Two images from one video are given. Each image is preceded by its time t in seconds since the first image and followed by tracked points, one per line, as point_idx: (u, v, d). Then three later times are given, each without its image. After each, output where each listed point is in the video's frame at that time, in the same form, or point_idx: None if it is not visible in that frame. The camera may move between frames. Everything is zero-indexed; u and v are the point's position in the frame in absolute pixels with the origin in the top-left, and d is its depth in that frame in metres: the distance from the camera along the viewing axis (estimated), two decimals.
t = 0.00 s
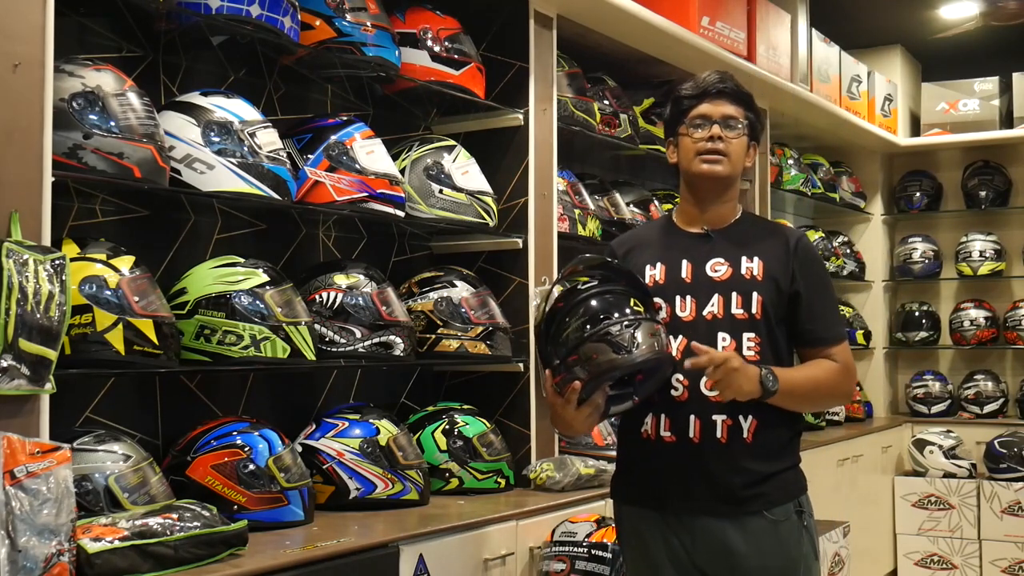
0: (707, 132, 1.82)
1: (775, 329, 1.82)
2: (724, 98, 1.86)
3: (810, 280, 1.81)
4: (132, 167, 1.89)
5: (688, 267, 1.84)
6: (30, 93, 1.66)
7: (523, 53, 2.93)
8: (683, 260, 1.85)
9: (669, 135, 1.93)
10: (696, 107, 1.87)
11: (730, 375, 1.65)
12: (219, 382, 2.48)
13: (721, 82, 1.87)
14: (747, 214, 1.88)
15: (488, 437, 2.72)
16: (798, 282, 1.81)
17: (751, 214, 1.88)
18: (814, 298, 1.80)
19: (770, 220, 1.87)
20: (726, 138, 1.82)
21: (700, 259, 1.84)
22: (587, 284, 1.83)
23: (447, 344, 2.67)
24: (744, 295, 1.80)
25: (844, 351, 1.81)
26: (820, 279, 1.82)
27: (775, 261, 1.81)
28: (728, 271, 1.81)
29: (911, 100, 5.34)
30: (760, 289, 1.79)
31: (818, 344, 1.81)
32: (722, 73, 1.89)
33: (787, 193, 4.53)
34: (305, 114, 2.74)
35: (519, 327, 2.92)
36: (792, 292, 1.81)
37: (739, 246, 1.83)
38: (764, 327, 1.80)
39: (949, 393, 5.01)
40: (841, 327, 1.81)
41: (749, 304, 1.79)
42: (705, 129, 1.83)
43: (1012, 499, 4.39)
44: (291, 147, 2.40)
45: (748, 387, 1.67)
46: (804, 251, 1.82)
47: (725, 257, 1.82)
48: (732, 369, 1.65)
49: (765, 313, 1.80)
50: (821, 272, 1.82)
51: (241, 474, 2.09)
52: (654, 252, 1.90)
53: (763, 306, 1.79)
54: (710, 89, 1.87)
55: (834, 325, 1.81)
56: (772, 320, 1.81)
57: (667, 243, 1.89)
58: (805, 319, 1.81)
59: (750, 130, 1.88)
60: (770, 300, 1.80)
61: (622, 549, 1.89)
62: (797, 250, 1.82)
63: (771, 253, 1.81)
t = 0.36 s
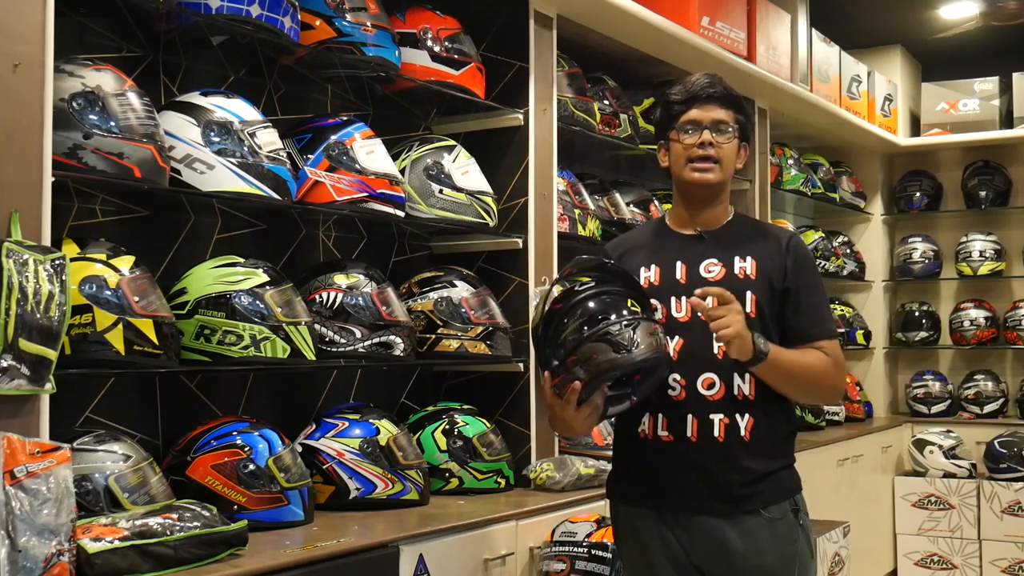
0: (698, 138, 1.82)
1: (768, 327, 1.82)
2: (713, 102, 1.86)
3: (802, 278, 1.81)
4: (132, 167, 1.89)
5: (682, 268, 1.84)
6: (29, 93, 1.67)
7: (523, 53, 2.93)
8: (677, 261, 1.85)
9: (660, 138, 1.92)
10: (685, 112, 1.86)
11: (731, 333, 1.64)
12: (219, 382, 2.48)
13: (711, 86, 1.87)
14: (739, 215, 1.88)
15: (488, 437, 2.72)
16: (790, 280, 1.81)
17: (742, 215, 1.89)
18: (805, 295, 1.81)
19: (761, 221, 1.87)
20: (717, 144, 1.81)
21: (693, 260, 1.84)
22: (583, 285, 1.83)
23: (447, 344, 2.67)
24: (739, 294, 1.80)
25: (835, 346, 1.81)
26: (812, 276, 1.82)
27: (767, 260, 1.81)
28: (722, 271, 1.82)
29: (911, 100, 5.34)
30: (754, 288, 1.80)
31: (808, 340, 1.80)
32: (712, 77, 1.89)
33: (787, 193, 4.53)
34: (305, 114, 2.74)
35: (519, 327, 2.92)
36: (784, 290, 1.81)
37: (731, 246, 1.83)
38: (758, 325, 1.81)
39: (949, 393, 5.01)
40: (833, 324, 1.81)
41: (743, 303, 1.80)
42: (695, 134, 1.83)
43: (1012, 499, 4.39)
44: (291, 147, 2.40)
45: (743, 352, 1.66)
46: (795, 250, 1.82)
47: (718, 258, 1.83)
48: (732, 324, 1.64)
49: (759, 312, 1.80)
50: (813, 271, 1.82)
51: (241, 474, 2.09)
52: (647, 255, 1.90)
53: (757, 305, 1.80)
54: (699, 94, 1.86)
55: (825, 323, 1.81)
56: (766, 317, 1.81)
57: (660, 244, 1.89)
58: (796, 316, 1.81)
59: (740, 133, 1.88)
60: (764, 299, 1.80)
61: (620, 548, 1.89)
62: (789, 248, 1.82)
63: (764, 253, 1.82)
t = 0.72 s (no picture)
0: (694, 140, 1.82)
1: (771, 328, 1.82)
2: (709, 104, 1.86)
3: (804, 279, 1.81)
4: (132, 167, 1.89)
5: (683, 269, 1.84)
6: (30, 93, 1.67)
7: (523, 53, 2.93)
8: (678, 262, 1.85)
9: (658, 140, 1.92)
10: (682, 115, 1.86)
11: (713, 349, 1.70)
12: (219, 382, 2.48)
13: (705, 88, 1.87)
14: (739, 215, 1.88)
15: (488, 437, 2.72)
16: (791, 280, 1.81)
17: (742, 215, 1.89)
18: (806, 295, 1.81)
19: (759, 221, 1.87)
20: (713, 146, 1.82)
21: (694, 260, 1.84)
22: (580, 290, 1.84)
23: (447, 344, 2.67)
24: (740, 295, 1.80)
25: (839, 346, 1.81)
26: (813, 276, 1.82)
27: (768, 261, 1.81)
28: (723, 272, 1.81)
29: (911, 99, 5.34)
30: (756, 288, 1.80)
31: (810, 339, 1.81)
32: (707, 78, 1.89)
33: (787, 193, 4.53)
34: (305, 114, 2.74)
35: (518, 327, 2.92)
36: (785, 290, 1.81)
37: (731, 247, 1.83)
38: (761, 327, 1.81)
39: (949, 393, 5.01)
40: (834, 323, 1.81)
41: (745, 304, 1.80)
42: (692, 136, 1.83)
43: (1012, 499, 4.39)
44: (291, 147, 2.40)
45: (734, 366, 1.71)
46: (796, 250, 1.82)
47: (719, 258, 1.82)
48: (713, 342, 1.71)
49: (761, 312, 1.80)
50: (814, 271, 1.82)
51: (241, 474, 2.09)
52: (647, 256, 1.89)
53: (758, 306, 1.79)
54: (695, 96, 1.87)
55: (826, 323, 1.81)
56: (768, 318, 1.81)
57: (660, 245, 1.88)
58: (798, 316, 1.81)
59: (737, 134, 1.88)
60: (765, 299, 1.80)
61: (621, 548, 1.89)
62: (790, 249, 1.83)
63: (764, 253, 1.82)
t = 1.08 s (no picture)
0: (698, 142, 1.81)
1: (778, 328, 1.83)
2: (714, 105, 1.84)
3: (811, 278, 1.80)
4: (132, 167, 1.89)
5: (690, 271, 1.85)
6: (29, 93, 1.66)
7: (523, 53, 2.93)
8: (685, 263, 1.85)
9: (664, 140, 1.92)
10: (687, 116, 1.86)
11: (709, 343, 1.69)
12: (219, 382, 2.48)
13: (709, 89, 1.85)
14: (745, 216, 1.88)
15: (488, 437, 2.72)
16: (798, 280, 1.81)
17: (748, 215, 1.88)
18: (813, 295, 1.80)
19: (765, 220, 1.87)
20: (717, 147, 1.81)
21: (701, 262, 1.84)
22: (593, 292, 1.84)
23: (447, 344, 2.67)
24: (746, 296, 1.80)
25: (846, 345, 1.80)
26: (820, 276, 1.81)
27: (774, 262, 1.81)
28: (729, 273, 1.81)
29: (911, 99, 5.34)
30: (761, 290, 1.80)
31: (816, 339, 1.80)
32: (710, 79, 1.87)
33: (787, 193, 4.53)
34: (305, 114, 2.74)
35: (518, 327, 2.92)
36: (792, 290, 1.81)
37: (738, 248, 1.83)
38: (766, 328, 1.81)
39: (949, 393, 5.01)
40: (841, 323, 1.80)
41: (751, 305, 1.80)
42: (696, 138, 1.82)
43: (1012, 499, 4.39)
44: (291, 147, 2.40)
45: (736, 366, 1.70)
46: (803, 250, 1.82)
47: (726, 259, 1.82)
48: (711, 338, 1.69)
49: (767, 313, 1.81)
50: (821, 271, 1.81)
51: (241, 474, 2.09)
52: (654, 257, 1.90)
53: (764, 308, 1.80)
54: (699, 97, 1.85)
55: (833, 322, 1.80)
56: (775, 318, 1.81)
57: (667, 246, 1.89)
58: (805, 316, 1.81)
59: (742, 134, 1.86)
60: (771, 300, 1.80)
61: (628, 547, 1.89)
62: (796, 249, 1.82)
63: (771, 254, 1.81)
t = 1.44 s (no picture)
0: (758, 135, 1.81)
1: (822, 332, 1.79)
2: (776, 101, 1.84)
3: (859, 279, 1.77)
4: (132, 167, 1.89)
5: (733, 265, 1.84)
6: (29, 93, 1.66)
7: (523, 53, 2.93)
8: (729, 258, 1.85)
9: (719, 133, 1.92)
10: (746, 110, 1.85)
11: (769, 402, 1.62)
12: (219, 382, 2.48)
13: (771, 85, 1.85)
14: (797, 211, 1.87)
15: (488, 437, 2.72)
16: (844, 279, 1.78)
17: (799, 213, 1.87)
18: (862, 295, 1.77)
19: (819, 221, 1.86)
20: (777, 142, 1.80)
21: (745, 257, 1.83)
22: (660, 279, 1.80)
23: (447, 344, 2.67)
24: (787, 294, 1.78)
25: (894, 352, 1.76)
26: (869, 277, 1.77)
27: (820, 261, 1.79)
28: (772, 270, 1.80)
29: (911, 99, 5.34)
30: (803, 288, 1.78)
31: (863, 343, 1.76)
32: (773, 75, 1.87)
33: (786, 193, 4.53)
34: (305, 114, 2.74)
35: (518, 327, 2.92)
36: (837, 289, 1.78)
37: (787, 245, 1.82)
38: (806, 326, 1.78)
39: (949, 393, 5.01)
40: (892, 329, 1.76)
41: (791, 303, 1.77)
42: (756, 132, 1.81)
43: (1012, 499, 4.39)
44: (291, 147, 2.40)
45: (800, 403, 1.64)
46: (850, 251, 1.79)
47: (769, 256, 1.81)
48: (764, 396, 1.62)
49: (808, 312, 1.78)
50: (870, 272, 1.78)
51: (241, 474, 2.09)
52: (701, 250, 1.90)
53: (805, 306, 1.77)
54: (762, 92, 1.85)
55: (884, 325, 1.76)
56: (818, 320, 1.78)
57: (711, 239, 1.89)
58: (851, 317, 1.77)
59: (800, 132, 1.86)
60: (812, 299, 1.78)
61: (646, 545, 1.89)
62: (843, 249, 1.80)
63: (815, 252, 1.80)
